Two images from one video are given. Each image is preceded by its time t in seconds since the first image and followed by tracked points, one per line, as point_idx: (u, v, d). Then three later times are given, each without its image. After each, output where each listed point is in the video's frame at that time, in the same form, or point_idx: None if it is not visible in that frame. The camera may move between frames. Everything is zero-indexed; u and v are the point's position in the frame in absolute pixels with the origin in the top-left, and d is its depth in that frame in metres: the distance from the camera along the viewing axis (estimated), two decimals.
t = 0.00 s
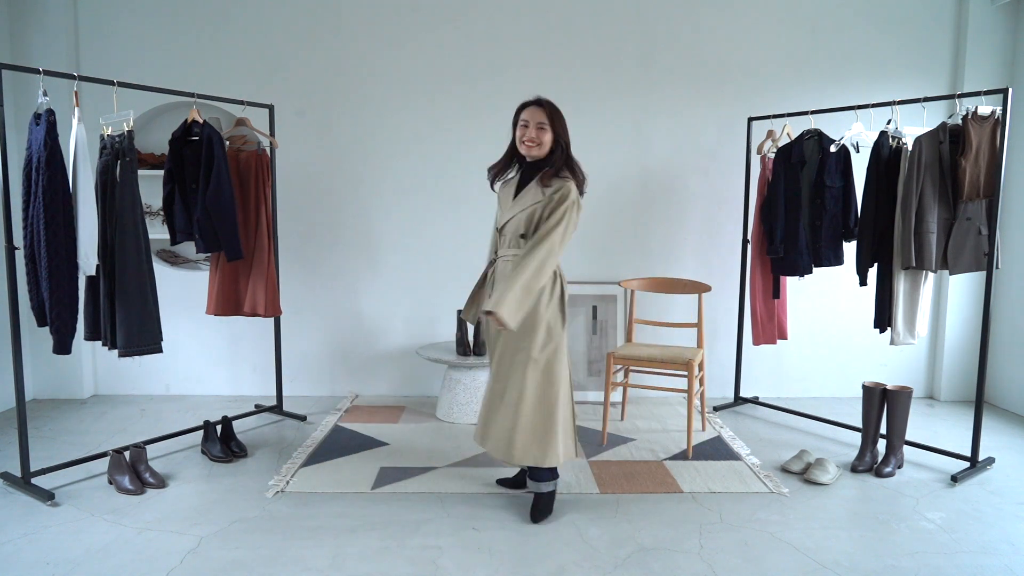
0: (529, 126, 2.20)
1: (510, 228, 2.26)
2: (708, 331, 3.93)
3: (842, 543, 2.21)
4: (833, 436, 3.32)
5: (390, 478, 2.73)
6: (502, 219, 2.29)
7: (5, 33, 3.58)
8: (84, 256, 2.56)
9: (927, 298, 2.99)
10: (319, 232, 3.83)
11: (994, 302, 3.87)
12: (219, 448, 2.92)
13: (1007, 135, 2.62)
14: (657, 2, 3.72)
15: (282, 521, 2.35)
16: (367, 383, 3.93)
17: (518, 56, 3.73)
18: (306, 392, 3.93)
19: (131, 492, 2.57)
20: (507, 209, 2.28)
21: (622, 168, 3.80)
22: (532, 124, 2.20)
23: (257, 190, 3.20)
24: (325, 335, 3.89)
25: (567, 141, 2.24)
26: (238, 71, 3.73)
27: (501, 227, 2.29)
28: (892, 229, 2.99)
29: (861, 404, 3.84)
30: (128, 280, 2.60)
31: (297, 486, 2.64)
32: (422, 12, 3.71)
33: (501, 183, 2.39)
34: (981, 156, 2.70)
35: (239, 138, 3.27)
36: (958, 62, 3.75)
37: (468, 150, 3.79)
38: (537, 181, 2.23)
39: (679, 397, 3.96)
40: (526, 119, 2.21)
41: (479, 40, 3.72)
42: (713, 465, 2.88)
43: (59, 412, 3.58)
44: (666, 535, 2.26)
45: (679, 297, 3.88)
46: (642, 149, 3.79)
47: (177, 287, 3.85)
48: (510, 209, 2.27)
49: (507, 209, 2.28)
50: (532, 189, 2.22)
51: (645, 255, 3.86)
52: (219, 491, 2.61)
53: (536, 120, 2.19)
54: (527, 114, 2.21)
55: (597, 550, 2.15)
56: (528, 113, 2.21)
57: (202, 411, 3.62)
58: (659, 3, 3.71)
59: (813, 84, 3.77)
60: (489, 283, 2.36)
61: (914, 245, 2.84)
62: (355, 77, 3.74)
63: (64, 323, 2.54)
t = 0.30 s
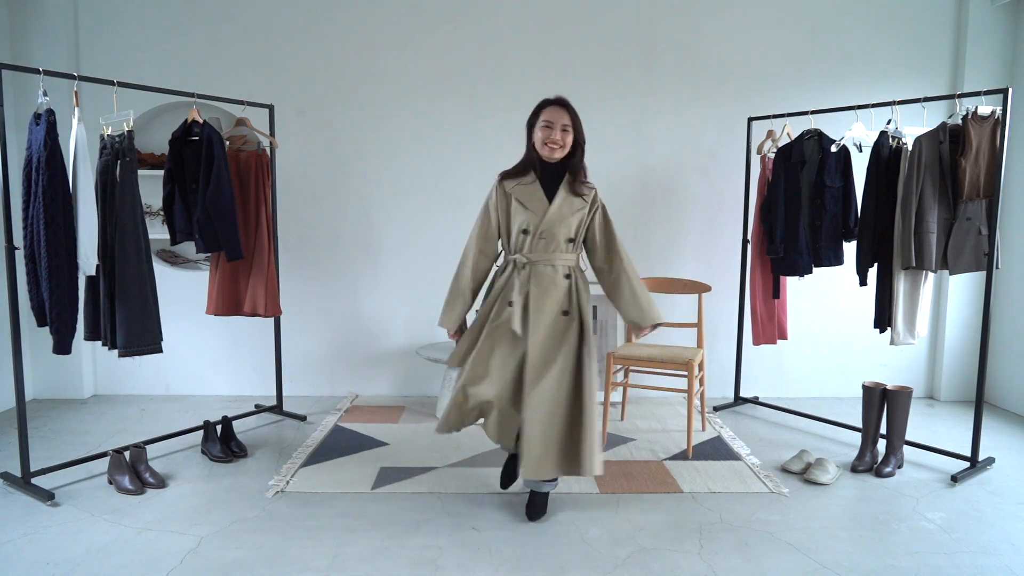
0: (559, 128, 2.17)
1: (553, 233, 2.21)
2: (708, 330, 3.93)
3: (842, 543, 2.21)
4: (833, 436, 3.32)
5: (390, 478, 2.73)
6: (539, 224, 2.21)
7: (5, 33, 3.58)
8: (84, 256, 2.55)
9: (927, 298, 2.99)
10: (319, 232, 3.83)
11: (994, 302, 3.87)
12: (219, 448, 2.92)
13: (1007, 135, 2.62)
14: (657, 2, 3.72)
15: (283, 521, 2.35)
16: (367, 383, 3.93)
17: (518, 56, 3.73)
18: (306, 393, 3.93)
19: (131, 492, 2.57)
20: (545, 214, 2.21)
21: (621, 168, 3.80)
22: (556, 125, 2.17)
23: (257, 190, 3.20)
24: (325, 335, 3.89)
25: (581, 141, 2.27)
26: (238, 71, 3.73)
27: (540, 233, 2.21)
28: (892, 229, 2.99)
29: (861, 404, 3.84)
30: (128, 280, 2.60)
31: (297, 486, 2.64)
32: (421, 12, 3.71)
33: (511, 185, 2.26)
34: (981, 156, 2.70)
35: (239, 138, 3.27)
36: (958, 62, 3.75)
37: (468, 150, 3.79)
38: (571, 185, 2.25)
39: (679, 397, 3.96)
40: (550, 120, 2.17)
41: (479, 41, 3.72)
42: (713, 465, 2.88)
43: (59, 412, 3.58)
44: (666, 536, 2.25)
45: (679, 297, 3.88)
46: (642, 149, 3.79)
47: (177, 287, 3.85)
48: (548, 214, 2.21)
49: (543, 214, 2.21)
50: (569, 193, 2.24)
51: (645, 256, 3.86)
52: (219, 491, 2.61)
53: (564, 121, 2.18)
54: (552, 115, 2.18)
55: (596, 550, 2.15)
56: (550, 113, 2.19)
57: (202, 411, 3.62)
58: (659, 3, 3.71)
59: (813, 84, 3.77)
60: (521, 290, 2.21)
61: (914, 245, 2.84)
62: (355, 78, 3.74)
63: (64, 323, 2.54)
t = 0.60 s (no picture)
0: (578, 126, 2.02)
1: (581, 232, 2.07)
2: (708, 331, 3.94)
3: (842, 543, 2.21)
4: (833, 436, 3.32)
5: (390, 478, 2.73)
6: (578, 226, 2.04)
7: (5, 33, 3.58)
8: (84, 256, 2.55)
9: (927, 298, 2.99)
10: (319, 232, 3.83)
11: (994, 302, 3.87)
12: (219, 448, 2.92)
13: (1007, 135, 2.61)
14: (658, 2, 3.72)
15: (283, 520, 2.36)
16: (367, 383, 3.93)
17: (518, 56, 3.73)
18: (305, 393, 3.94)
19: (131, 492, 2.57)
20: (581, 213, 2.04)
21: (621, 168, 3.80)
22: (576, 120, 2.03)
23: (257, 190, 3.20)
24: (325, 335, 3.89)
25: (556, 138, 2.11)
26: (238, 71, 3.73)
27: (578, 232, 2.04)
28: (892, 229, 2.99)
29: (861, 404, 3.84)
30: (128, 280, 2.60)
31: (297, 486, 2.64)
32: (421, 12, 3.71)
33: (550, 186, 1.96)
34: (981, 156, 2.70)
35: (239, 138, 3.27)
36: (958, 62, 3.75)
37: (468, 150, 3.79)
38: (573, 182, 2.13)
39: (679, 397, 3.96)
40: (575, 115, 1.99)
41: (479, 41, 3.72)
42: (713, 465, 2.89)
43: (59, 412, 3.58)
44: (666, 536, 2.25)
45: (679, 297, 3.88)
46: (642, 149, 3.79)
47: (177, 287, 3.85)
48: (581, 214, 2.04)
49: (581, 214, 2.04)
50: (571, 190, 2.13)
51: (645, 256, 3.86)
52: (218, 491, 2.61)
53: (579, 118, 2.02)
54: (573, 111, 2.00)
55: (596, 550, 2.15)
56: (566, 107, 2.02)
57: (202, 411, 3.62)
58: (659, 3, 3.71)
59: (813, 84, 3.77)
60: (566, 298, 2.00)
61: (913, 245, 2.84)
62: (354, 77, 3.74)
63: (64, 323, 2.54)
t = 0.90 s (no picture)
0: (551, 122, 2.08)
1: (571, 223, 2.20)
2: (708, 330, 3.94)
3: (842, 543, 2.21)
4: (833, 436, 3.32)
5: (390, 478, 2.73)
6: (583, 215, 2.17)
7: (5, 33, 3.58)
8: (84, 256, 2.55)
9: (927, 298, 2.99)
10: (318, 232, 3.83)
11: (994, 302, 3.87)
12: (220, 448, 2.92)
13: (1007, 135, 2.62)
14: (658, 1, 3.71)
15: (283, 520, 2.36)
16: (367, 383, 3.93)
17: (518, 56, 3.73)
18: (305, 393, 3.94)
19: (132, 492, 2.57)
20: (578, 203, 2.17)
21: (621, 168, 3.80)
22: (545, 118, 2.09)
23: (257, 190, 3.20)
24: (325, 335, 3.89)
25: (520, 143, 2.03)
26: (238, 70, 3.72)
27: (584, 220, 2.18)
28: (892, 229, 2.99)
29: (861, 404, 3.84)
30: (128, 280, 2.60)
31: (297, 486, 2.64)
32: (421, 12, 3.71)
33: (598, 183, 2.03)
34: (981, 157, 2.70)
35: (239, 138, 3.27)
36: (958, 61, 3.75)
37: (468, 150, 3.79)
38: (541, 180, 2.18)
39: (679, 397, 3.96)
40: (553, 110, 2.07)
41: (479, 40, 3.72)
42: (713, 465, 2.89)
43: (59, 412, 3.58)
44: (666, 536, 2.25)
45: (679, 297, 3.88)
46: (642, 149, 3.79)
47: (177, 287, 3.85)
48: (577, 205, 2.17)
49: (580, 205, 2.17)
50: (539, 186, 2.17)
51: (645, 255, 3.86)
52: (219, 491, 2.61)
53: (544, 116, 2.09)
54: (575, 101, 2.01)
55: (597, 550, 2.15)
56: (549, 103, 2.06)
57: (202, 411, 3.62)
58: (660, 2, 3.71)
59: (813, 84, 3.77)
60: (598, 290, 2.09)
61: (914, 245, 2.84)
62: (355, 77, 3.74)
63: (65, 323, 2.54)
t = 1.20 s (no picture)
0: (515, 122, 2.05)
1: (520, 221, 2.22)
2: (708, 330, 3.94)
3: (842, 543, 2.21)
4: (833, 436, 3.32)
5: (390, 478, 2.73)
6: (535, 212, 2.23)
7: (5, 33, 3.58)
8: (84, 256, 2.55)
9: (927, 298, 2.99)
10: (318, 231, 3.83)
11: (994, 302, 3.87)
12: (220, 448, 2.92)
13: (1007, 135, 2.61)
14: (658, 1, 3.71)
15: (283, 520, 2.36)
16: (367, 383, 3.93)
17: (518, 56, 3.73)
18: (305, 393, 3.94)
19: (132, 492, 2.57)
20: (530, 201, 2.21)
21: (621, 168, 3.80)
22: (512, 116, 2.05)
23: (257, 190, 3.20)
24: (325, 334, 3.89)
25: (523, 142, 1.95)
26: (239, 70, 3.72)
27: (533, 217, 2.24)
28: (892, 229, 2.99)
29: (861, 404, 3.84)
30: (128, 280, 2.59)
31: (297, 486, 2.64)
32: (421, 12, 3.71)
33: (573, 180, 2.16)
34: (981, 157, 2.70)
35: (239, 138, 3.27)
36: (958, 62, 3.75)
37: (468, 150, 3.79)
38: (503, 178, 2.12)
39: (679, 397, 3.96)
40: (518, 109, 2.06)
41: (479, 40, 3.72)
42: (713, 465, 2.88)
43: (59, 412, 3.58)
44: (666, 536, 2.25)
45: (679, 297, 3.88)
46: (642, 149, 3.79)
47: (178, 287, 3.85)
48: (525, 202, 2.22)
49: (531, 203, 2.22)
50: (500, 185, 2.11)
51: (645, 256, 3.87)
52: (219, 491, 2.61)
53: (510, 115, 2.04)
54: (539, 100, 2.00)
55: (597, 550, 2.15)
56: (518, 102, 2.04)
57: (202, 411, 3.62)
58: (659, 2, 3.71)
59: (813, 84, 3.77)
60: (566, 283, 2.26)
61: (914, 245, 2.84)
62: (354, 77, 3.74)
63: (65, 323, 2.54)
